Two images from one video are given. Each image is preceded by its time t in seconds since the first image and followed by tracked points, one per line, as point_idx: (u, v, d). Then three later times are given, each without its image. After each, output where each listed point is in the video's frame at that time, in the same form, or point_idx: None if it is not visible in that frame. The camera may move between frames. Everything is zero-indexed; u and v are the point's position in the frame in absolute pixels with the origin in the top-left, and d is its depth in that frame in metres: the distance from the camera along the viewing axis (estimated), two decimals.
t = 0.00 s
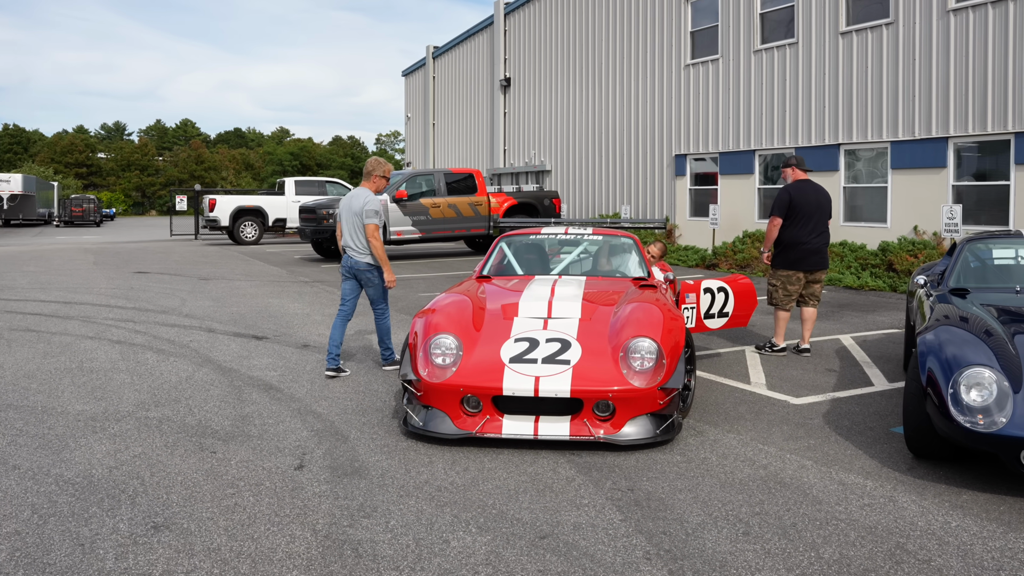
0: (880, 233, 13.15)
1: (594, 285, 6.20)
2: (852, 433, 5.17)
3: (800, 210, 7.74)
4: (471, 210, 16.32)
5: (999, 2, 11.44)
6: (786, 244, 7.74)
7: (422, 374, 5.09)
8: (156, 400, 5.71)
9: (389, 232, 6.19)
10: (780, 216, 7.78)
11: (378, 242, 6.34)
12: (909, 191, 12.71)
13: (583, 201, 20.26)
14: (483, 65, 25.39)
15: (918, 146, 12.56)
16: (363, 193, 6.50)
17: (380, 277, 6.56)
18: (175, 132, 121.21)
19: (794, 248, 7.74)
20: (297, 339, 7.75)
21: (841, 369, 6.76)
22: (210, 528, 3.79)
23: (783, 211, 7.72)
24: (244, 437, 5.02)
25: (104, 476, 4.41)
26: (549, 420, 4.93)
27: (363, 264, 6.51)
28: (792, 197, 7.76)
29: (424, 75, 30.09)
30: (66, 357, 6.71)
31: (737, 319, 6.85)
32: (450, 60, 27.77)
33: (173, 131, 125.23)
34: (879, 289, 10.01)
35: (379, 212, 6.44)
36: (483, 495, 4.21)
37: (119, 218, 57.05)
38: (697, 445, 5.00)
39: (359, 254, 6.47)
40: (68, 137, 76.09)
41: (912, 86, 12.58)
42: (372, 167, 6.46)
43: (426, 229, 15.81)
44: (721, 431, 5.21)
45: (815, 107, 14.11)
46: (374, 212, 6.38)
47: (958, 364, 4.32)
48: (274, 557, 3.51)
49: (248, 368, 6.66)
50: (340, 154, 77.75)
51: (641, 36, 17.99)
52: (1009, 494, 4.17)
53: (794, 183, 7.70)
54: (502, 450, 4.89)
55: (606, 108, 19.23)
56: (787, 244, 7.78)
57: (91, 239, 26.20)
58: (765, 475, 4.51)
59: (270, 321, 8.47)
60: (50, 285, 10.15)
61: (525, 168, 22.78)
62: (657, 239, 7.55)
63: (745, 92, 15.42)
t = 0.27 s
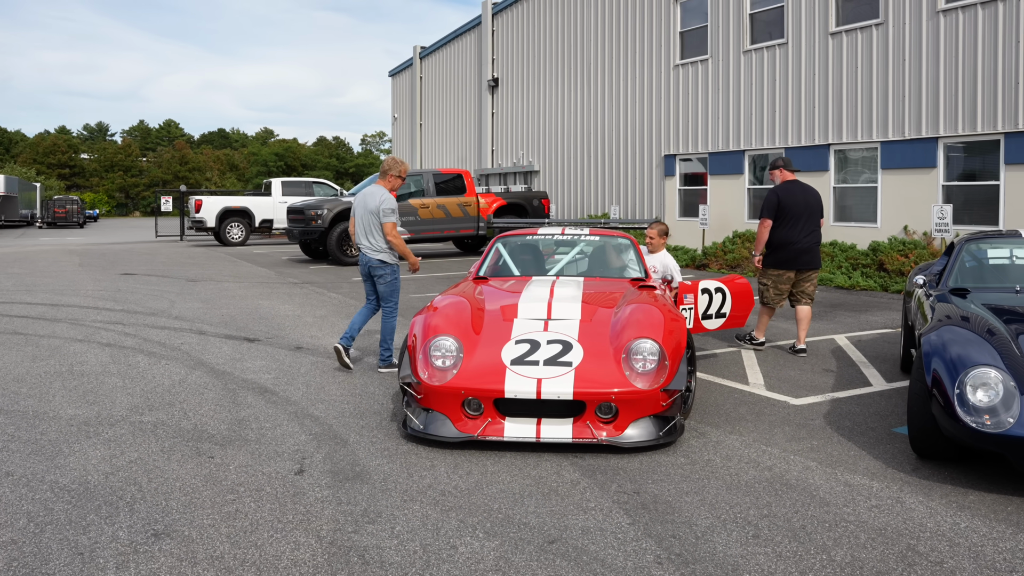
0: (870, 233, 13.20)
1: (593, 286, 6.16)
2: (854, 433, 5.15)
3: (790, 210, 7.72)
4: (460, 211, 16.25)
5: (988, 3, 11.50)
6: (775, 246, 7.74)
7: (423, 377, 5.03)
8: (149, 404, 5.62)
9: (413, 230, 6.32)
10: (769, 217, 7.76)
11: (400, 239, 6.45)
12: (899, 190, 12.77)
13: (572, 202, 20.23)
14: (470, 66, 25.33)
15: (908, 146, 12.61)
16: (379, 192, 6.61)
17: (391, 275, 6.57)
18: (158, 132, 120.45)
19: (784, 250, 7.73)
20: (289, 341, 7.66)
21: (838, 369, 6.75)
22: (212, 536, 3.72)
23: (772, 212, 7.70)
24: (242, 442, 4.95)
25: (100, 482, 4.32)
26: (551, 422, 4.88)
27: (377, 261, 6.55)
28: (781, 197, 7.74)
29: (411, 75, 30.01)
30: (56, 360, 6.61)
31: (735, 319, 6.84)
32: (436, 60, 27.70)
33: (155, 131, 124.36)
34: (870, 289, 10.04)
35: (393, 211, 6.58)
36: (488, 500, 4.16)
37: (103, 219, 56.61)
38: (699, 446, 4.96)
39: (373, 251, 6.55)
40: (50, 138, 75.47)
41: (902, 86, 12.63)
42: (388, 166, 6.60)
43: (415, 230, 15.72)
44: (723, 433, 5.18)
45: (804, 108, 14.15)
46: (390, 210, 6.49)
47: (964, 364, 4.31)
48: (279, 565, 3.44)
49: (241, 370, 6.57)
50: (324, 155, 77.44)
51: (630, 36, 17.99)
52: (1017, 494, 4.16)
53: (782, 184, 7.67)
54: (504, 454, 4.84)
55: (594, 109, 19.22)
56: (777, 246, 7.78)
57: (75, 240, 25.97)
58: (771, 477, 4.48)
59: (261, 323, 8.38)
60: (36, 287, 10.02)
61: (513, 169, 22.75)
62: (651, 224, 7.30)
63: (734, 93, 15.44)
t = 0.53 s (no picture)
0: (854, 233, 13.28)
1: (586, 287, 6.11)
2: (851, 434, 5.14)
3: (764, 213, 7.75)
4: (443, 211, 16.15)
5: (971, 5, 11.59)
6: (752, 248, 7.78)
7: (419, 380, 4.96)
8: (137, 408, 5.51)
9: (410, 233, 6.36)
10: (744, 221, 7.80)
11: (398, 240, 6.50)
12: (883, 191, 12.85)
13: (555, 202, 20.22)
14: (452, 65, 25.25)
15: (892, 147, 12.69)
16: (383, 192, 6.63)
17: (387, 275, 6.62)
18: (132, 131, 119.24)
19: (760, 251, 7.77)
20: (276, 343, 7.56)
21: (830, 369, 6.75)
22: (209, 545, 3.62)
23: (746, 215, 7.73)
24: (234, 447, 4.86)
25: (91, 490, 4.22)
26: (550, 425, 4.83)
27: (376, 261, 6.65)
28: (754, 200, 7.78)
29: (392, 75, 29.86)
30: (38, 364, 6.47)
31: (727, 319, 6.82)
32: (418, 59, 27.59)
33: (128, 129, 123.06)
34: (855, 289, 10.08)
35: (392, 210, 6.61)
36: (489, 505, 4.10)
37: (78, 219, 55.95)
38: (698, 449, 4.93)
39: (372, 250, 6.65)
40: (23, 136, 74.51)
41: (886, 87, 12.71)
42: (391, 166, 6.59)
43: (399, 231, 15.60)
44: (720, 435, 5.15)
45: (788, 108, 14.20)
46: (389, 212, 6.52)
47: (964, 365, 4.31)
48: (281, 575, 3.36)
49: (229, 373, 6.47)
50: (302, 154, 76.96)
51: (613, 36, 17.99)
52: (1018, 494, 4.17)
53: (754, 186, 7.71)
54: (502, 457, 4.78)
55: (577, 109, 19.20)
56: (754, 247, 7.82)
57: (51, 240, 25.62)
58: (772, 479, 4.45)
59: (246, 324, 8.27)
60: (13, 288, 9.83)
61: (495, 168, 22.69)
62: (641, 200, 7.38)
63: (717, 93, 15.48)
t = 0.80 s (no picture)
0: (836, 232, 13.35)
1: (579, 287, 6.07)
2: (846, 433, 5.14)
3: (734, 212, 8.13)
4: (425, 210, 16.07)
5: (953, 5, 11.67)
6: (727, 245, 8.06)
7: (413, 381, 4.90)
8: (123, 411, 5.41)
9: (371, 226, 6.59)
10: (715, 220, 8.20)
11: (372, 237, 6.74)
12: (865, 190, 12.93)
13: (536, 201, 20.19)
14: (432, 64, 25.14)
15: (874, 146, 12.76)
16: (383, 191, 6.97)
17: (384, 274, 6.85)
18: (106, 130, 117.92)
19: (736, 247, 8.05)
20: (262, 344, 7.47)
21: (820, 368, 6.77)
22: (206, 551, 3.54)
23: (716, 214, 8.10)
24: (226, 450, 4.78)
25: (80, 496, 4.12)
26: (546, 427, 4.79)
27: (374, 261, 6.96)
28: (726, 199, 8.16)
29: (371, 74, 29.72)
30: (19, 366, 6.33)
31: (718, 318, 6.80)
32: (397, 58, 27.47)
33: (101, 128, 121.73)
34: (839, 287, 10.13)
35: (382, 211, 6.84)
36: (489, 508, 4.05)
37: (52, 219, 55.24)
38: (694, 449, 4.91)
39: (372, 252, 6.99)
40: None
41: (869, 87, 12.78)
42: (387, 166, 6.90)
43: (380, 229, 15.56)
44: (716, 435, 5.13)
45: (771, 108, 14.25)
46: (372, 209, 6.83)
47: (962, 364, 4.31)
48: None
49: (216, 375, 6.37)
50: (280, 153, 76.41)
51: (595, 35, 17.98)
52: (1016, 492, 4.18)
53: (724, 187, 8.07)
54: (499, 459, 4.73)
55: (559, 108, 19.17)
56: (729, 246, 8.10)
57: (26, 241, 25.27)
58: (771, 479, 4.44)
59: (230, 325, 8.16)
60: None
61: (476, 168, 22.62)
62: (623, 196, 7.41)
63: (700, 93, 15.50)
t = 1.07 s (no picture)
0: (819, 232, 13.45)
1: (573, 288, 6.05)
2: (842, 433, 5.15)
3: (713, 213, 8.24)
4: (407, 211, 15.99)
5: (935, 8, 11.78)
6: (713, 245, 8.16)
7: (410, 383, 4.85)
8: (113, 415, 5.31)
9: (356, 216, 7.03)
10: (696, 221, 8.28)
11: (358, 227, 7.15)
12: (848, 190, 13.03)
13: (518, 202, 20.17)
14: (412, 65, 25.05)
15: (857, 147, 12.86)
16: (382, 187, 7.43)
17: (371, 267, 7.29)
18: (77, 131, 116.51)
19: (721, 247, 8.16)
20: (249, 346, 7.38)
21: (810, 368, 6.79)
22: (207, 559, 3.47)
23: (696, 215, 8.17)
24: (220, 455, 4.70)
25: (73, 503, 4.03)
26: (545, 428, 4.76)
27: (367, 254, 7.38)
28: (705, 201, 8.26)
29: (350, 74, 29.57)
30: (2, 371, 6.21)
31: (709, 318, 6.81)
32: (377, 58, 27.35)
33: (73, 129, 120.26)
34: (823, 288, 10.19)
35: (374, 205, 7.29)
36: (492, 511, 4.01)
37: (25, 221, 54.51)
38: (693, 450, 4.89)
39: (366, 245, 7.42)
40: None
41: (851, 88, 12.87)
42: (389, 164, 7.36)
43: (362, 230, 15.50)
44: (713, 435, 5.12)
45: (754, 109, 14.31)
46: (366, 202, 7.28)
47: (960, 363, 4.33)
48: None
49: (205, 377, 6.28)
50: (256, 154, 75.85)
51: (577, 37, 17.99)
52: (1016, 491, 4.20)
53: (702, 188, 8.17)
54: (497, 461, 4.69)
55: (541, 108, 19.16)
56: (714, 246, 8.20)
57: None
58: (772, 479, 4.43)
59: (215, 327, 8.05)
60: None
61: (457, 169, 22.57)
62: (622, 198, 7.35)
63: (683, 94, 15.54)
